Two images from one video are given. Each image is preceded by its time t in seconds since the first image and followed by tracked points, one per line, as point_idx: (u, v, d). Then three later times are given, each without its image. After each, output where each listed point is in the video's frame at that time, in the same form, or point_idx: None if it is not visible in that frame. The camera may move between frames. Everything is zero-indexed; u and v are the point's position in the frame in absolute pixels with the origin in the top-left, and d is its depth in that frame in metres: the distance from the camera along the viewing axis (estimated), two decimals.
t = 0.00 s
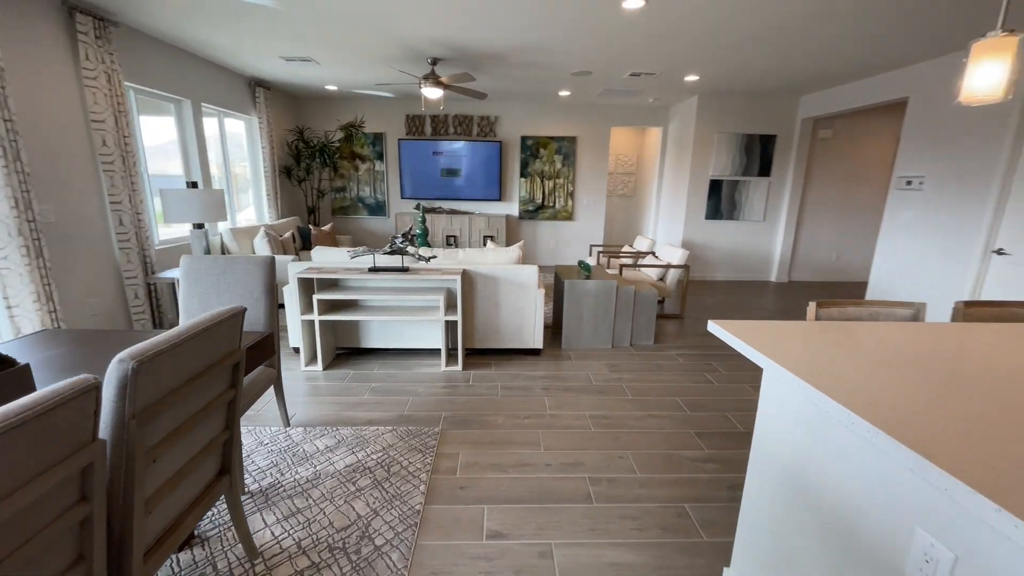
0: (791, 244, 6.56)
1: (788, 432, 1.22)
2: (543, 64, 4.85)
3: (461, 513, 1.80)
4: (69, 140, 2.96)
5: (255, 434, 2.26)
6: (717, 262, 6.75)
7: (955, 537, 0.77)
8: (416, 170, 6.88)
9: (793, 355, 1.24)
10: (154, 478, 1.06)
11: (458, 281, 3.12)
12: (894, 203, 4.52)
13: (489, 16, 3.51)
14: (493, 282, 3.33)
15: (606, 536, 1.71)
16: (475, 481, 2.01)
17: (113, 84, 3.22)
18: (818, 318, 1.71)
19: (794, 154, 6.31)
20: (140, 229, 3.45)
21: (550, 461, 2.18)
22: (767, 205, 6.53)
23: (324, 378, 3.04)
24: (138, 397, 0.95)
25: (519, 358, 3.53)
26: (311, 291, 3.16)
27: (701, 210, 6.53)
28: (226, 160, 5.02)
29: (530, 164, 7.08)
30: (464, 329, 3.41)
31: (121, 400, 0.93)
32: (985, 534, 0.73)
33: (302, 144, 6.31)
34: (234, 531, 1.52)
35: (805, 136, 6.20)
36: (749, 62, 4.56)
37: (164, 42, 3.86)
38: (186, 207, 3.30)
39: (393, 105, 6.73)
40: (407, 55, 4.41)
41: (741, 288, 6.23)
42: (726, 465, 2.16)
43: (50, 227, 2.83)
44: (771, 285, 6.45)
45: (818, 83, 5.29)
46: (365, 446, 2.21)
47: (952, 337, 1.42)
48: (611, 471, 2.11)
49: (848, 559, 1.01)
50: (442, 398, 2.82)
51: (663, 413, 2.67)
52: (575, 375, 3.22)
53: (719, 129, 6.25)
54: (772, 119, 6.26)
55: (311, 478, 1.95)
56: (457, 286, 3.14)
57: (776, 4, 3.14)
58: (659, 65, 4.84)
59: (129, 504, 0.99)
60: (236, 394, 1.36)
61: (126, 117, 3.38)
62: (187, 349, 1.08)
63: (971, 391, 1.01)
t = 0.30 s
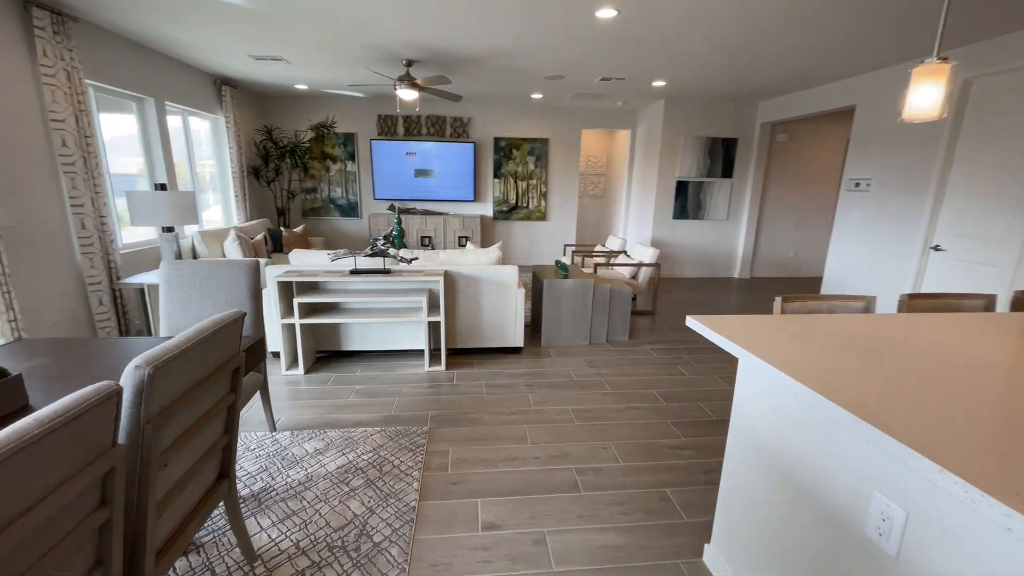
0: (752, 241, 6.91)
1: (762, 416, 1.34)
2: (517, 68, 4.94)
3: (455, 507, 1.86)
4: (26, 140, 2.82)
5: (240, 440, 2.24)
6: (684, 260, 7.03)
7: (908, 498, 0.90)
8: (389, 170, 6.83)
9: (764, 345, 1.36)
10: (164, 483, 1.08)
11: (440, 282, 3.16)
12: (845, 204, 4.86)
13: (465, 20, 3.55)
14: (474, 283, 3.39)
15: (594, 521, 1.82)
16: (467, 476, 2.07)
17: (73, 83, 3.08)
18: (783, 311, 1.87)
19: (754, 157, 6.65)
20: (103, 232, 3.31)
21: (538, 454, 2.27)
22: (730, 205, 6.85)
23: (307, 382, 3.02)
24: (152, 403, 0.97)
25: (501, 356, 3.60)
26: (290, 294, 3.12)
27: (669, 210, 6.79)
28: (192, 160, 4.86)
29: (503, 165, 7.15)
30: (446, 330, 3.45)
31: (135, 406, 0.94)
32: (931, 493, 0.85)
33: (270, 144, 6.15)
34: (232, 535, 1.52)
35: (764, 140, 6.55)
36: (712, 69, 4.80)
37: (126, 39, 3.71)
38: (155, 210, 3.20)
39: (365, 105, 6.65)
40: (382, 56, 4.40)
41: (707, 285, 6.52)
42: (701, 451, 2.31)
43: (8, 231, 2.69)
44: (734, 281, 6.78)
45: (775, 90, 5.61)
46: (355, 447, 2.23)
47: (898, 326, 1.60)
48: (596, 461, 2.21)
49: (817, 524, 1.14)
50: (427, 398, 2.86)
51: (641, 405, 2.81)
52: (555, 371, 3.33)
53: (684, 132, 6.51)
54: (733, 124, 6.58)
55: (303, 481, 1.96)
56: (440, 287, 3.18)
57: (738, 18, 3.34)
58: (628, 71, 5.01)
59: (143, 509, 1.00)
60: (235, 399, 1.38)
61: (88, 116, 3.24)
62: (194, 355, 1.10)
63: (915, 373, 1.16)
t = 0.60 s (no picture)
0: (713, 239, 7.23)
1: (739, 403, 1.45)
2: (489, 70, 4.98)
3: (447, 503, 1.90)
4: None
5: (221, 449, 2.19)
6: (651, 258, 7.28)
7: (872, 469, 1.02)
8: (358, 170, 6.71)
9: (738, 337, 1.48)
10: (166, 490, 1.07)
11: (420, 283, 3.17)
12: (799, 204, 5.19)
13: (439, 22, 3.57)
14: (453, 283, 3.42)
15: (581, 510, 1.90)
16: (456, 473, 2.11)
17: (22, 77, 2.90)
18: (751, 306, 2.02)
19: (715, 159, 6.96)
20: (58, 236, 3.13)
21: (524, 448, 2.33)
22: (693, 205, 7.15)
23: (284, 387, 2.96)
24: (158, 409, 0.97)
25: (480, 356, 3.64)
26: (265, 298, 3.06)
27: (636, 210, 7.02)
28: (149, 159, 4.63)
29: (474, 166, 7.18)
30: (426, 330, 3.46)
31: (143, 412, 0.94)
32: (891, 462, 0.97)
33: (233, 142, 5.94)
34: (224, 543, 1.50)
35: (724, 143, 6.87)
36: (676, 75, 5.01)
37: (77, 32, 3.51)
38: (116, 212, 3.05)
39: (332, 104, 6.52)
40: (353, 56, 4.34)
41: (673, 282, 6.77)
42: (677, 440, 2.44)
43: None
44: (698, 278, 7.08)
45: (734, 95, 5.90)
46: (341, 450, 2.22)
47: (852, 317, 1.76)
48: (579, 453, 2.30)
49: (789, 498, 1.25)
50: (410, 399, 2.87)
51: (619, 398, 2.92)
52: (535, 369, 3.40)
53: (649, 134, 6.75)
54: (696, 127, 6.87)
55: (291, 486, 1.94)
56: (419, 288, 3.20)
57: (702, 29, 3.52)
58: (597, 75, 5.16)
59: (149, 516, 0.99)
60: (229, 404, 1.37)
61: (38, 113, 3.05)
62: (195, 360, 1.09)
63: (871, 359, 1.29)
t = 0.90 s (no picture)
0: (675, 238, 7.54)
1: (720, 389, 1.57)
2: (459, 71, 4.99)
3: (441, 499, 1.94)
4: None
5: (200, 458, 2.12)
6: (617, 256, 7.51)
7: (843, 442, 1.15)
8: (324, 170, 6.54)
9: (717, 328, 1.59)
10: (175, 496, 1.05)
11: (399, 283, 3.17)
12: (754, 203, 5.52)
13: (412, 23, 3.56)
14: (431, 283, 3.43)
15: (571, 498, 1.98)
16: (447, 470, 2.15)
17: None
18: (723, 300, 2.17)
19: (676, 161, 7.27)
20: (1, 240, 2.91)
21: (511, 443, 2.39)
22: (656, 204, 7.43)
23: (261, 393, 2.88)
24: (172, 414, 0.96)
25: (459, 355, 3.67)
26: (238, 302, 2.97)
27: (603, 209, 7.22)
28: (98, 157, 4.35)
29: (443, 166, 7.15)
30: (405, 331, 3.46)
31: (158, 417, 0.93)
32: (862, 434, 1.10)
33: (188, 140, 5.66)
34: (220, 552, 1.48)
35: (683, 145, 7.19)
36: (640, 80, 5.21)
37: (17, 21, 3.26)
38: (69, 214, 2.88)
39: (294, 101, 6.34)
40: (321, 54, 4.26)
41: (639, 279, 7.02)
42: (654, 428, 2.57)
43: None
44: (662, 275, 7.37)
45: (693, 100, 6.18)
46: (329, 453, 2.21)
47: (812, 308, 1.93)
48: (565, 445, 2.39)
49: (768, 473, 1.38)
50: (393, 400, 2.86)
51: (597, 391, 3.03)
52: (514, 366, 3.47)
53: (614, 136, 6.96)
54: (657, 130, 7.15)
55: (281, 491, 1.92)
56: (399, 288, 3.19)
57: (667, 39, 3.70)
58: (566, 79, 5.28)
59: (162, 522, 0.98)
60: (226, 410, 1.35)
61: None
62: (202, 365, 1.08)
63: (834, 345, 1.44)
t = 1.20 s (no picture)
0: (640, 235, 7.80)
1: (697, 376, 1.68)
2: (428, 70, 4.98)
3: (430, 494, 1.97)
4: None
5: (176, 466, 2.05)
6: (585, 254, 7.68)
7: (811, 416, 1.27)
8: (287, 168, 6.35)
9: (693, 318, 1.70)
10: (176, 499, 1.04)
11: (376, 283, 3.15)
12: (713, 202, 5.80)
13: (383, 23, 3.54)
14: (408, 283, 3.42)
15: (557, 486, 2.06)
16: (433, 466, 2.17)
17: None
18: (694, 293, 2.30)
19: (639, 161, 7.52)
20: None
21: (494, 437, 2.44)
22: (621, 203, 7.66)
23: (234, 398, 2.80)
24: (177, 413, 0.96)
25: (436, 354, 3.68)
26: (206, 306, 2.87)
27: (571, 208, 7.38)
28: (39, 153, 4.05)
29: (411, 165, 7.09)
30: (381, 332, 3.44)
31: (165, 418, 0.93)
32: (827, 408, 1.23)
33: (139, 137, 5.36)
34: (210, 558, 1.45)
35: (646, 146, 7.44)
36: (606, 82, 5.37)
37: None
38: (16, 215, 2.69)
39: (255, 98, 6.12)
40: (286, 50, 4.15)
41: (606, 275, 7.22)
42: (631, 417, 2.69)
43: None
44: (628, 271, 7.60)
45: (655, 103, 6.42)
46: (312, 455, 2.19)
47: (776, 298, 2.09)
48: (547, 436, 2.46)
49: (743, 451, 1.49)
50: (373, 400, 2.85)
51: (574, 384, 3.13)
52: (492, 363, 3.52)
53: (580, 137, 7.12)
54: (621, 131, 7.37)
55: (266, 495, 1.89)
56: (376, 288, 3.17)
57: (632, 45, 3.86)
58: (534, 80, 5.38)
59: (168, 524, 0.97)
60: (218, 412, 1.33)
61: None
62: (201, 366, 1.08)
63: (797, 331, 1.58)
